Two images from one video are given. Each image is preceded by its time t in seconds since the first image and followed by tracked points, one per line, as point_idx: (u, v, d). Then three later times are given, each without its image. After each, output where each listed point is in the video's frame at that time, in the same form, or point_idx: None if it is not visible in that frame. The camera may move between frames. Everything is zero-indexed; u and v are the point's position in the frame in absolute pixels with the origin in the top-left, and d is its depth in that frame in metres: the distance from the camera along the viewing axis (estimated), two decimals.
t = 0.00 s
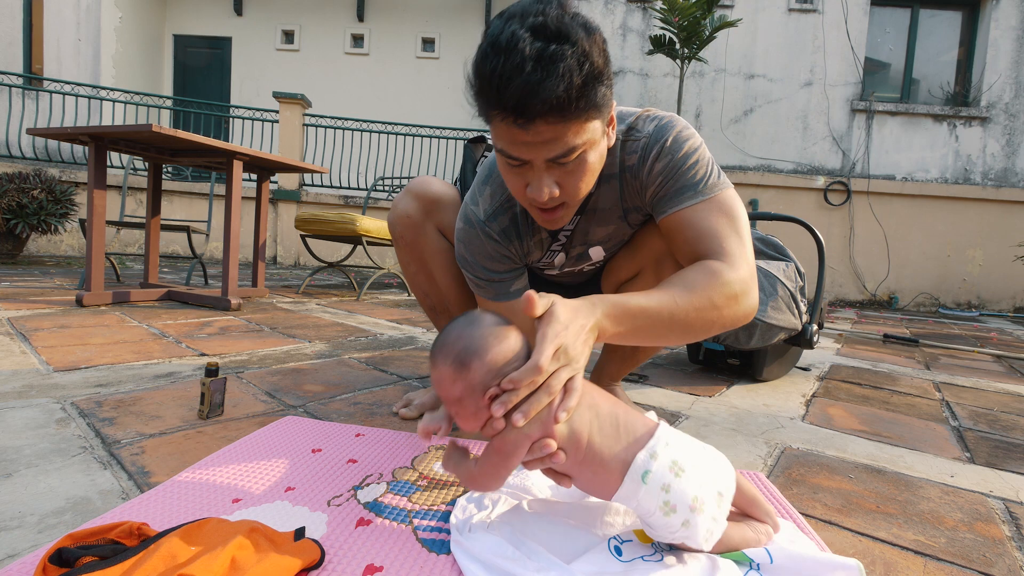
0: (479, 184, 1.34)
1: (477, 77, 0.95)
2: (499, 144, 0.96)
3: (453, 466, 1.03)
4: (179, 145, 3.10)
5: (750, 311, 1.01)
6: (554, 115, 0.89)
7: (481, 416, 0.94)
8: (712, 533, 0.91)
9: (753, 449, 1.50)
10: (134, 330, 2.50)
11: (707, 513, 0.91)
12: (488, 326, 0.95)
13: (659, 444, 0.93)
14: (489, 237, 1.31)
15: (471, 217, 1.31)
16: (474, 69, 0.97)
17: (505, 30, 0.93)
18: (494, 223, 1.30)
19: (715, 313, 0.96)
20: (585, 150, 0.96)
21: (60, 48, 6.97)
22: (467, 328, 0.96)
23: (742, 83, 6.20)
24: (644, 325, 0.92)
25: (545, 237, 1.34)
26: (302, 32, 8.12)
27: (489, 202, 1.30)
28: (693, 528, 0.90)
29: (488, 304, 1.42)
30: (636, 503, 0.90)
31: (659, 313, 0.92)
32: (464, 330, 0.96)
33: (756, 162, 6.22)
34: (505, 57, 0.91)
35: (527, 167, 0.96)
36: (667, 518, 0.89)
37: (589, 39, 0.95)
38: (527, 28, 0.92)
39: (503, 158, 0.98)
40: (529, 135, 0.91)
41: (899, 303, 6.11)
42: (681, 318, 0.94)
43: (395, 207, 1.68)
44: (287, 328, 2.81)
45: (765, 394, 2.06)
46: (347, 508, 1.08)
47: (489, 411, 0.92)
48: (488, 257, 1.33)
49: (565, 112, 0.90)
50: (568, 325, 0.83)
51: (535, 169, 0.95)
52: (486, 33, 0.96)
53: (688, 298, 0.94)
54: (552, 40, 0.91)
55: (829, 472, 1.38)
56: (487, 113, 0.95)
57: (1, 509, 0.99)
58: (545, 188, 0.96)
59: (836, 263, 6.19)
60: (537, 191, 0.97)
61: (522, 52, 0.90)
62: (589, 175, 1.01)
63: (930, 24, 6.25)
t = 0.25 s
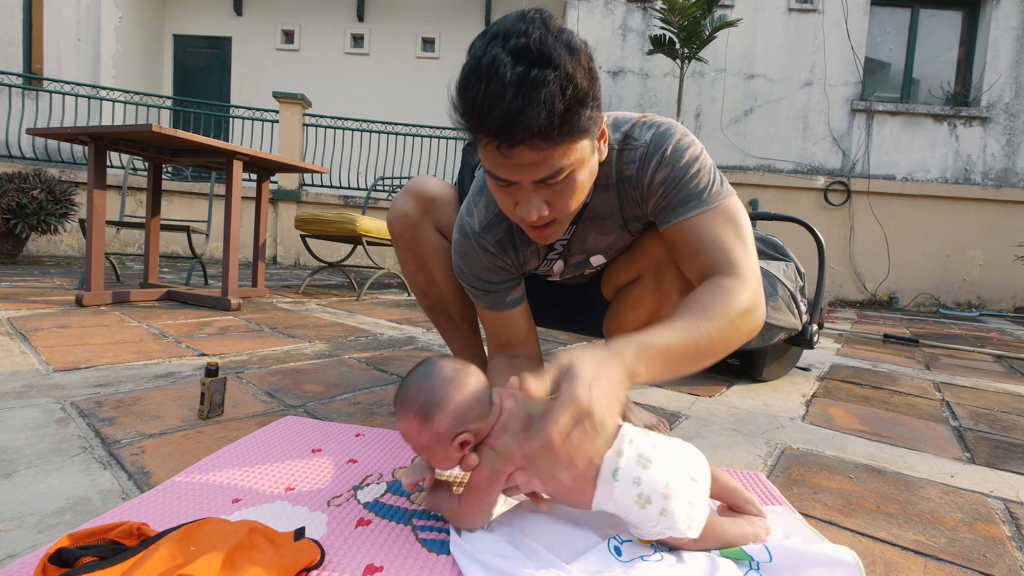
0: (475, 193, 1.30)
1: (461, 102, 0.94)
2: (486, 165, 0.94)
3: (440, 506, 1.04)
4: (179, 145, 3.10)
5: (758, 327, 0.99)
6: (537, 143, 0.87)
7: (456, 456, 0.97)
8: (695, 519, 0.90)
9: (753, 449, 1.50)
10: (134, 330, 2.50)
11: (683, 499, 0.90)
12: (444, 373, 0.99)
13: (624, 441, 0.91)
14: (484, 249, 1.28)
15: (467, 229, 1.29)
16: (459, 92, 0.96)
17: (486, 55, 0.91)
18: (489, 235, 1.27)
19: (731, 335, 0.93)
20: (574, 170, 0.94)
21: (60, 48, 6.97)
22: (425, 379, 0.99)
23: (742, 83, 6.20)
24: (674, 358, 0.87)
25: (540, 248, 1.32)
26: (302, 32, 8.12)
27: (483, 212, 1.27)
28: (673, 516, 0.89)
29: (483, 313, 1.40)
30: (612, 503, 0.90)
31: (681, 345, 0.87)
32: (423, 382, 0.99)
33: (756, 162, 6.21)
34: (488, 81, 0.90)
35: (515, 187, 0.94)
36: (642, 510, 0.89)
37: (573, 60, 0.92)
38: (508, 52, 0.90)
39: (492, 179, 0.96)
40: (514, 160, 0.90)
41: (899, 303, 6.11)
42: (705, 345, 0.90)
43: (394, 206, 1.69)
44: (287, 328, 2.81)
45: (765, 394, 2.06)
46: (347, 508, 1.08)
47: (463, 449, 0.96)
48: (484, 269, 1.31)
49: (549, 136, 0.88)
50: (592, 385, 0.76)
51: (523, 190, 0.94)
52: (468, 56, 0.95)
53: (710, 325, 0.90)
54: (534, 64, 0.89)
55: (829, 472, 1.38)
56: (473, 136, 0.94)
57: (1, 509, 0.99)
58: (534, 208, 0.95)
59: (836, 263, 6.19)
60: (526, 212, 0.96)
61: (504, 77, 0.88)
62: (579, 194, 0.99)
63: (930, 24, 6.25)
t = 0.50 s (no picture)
0: (471, 195, 1.29)
1: (455, 111, 0.94)
2: (481, 173, 0.94)
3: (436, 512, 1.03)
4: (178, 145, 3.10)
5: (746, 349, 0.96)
6: (530, 154, 0.87)
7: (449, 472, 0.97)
8: (676, 509, 0.94)
9: (753, 449, 1.50)
10: (134, 330, 2.50)
11: (662, 492, 0.93)
12: (426, 397, 0.99)
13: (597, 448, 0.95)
14: (479, 249, 1.27)
15: (461, 229, 1.27)
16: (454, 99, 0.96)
17: (481, 64, 0.91)
18: (484, 236, 1.26)
19: (717, 365, 0.90)
20: (570, 179, 0.93)
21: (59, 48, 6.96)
22: (407, 404, 0.98)
23: (742, 83, 6.19)
24: (663, 411, 0.86)
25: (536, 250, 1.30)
26: (302, 32, 8.12)
27: (478, 214, 1.25)
28: (654, 510, 0.93)
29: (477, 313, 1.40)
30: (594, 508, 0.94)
31: (668, 393, 0.86)
32: (405, 407, 0.98)
33: (756, 162, 6.21)
34: (481, 91, 0.89)
35: (509, 197, 0.94)
36: (624, 509, 0.93)
37: (569, 70, 0.91)
38: (503, 61, 0.89)
39: (486, 187, 0.96)
40: (508, 171, 0.89)
41: (899, 303, 6.11)
42: (691, 379, 0.88)
43: (392, 206, 1.69)
44: (287, 328, 2.81)
45: (765, 394, 2.06)
46: (347, 507, 1.08)
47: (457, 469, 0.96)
48: (477, 270, 1.30)
49: (543, 148, 0.87)
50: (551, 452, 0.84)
51: (518, 199, 0.94)
52: (463, 64, 0.94)
53: (695, 358, 0.88)
54: (529, 74, 0.88)
55: (829, 472, 1.38)
56: (468, 144, 0.94)
57: (1, 509, 0.99)
58: (530, 217, 0.95)
59: (836, 263, 6.19)
60: (522, 220, 0.96)
61: (498, 86, 0.88)
62: (575, 202, 0.98)
63: (930, 25, 6.25)
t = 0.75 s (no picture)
0: (465, 190, 1.30)
1: (444, 109, 0.95)
2: (469, 171, 0.95)
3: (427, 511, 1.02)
4: (179, 145, 3.10)
5: (713, 356, 0.94)
6: (515, 152, 0.87)
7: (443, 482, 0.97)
8: (667, 494, 0.98)
9: (753, 449, 1.50)
10: (134, 330, 2.50)
11: (651, 482, 0.98)
12: (435, 410, 0.98)
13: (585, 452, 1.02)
14: (469, 243, 1.27)
15: (453, 223, 1.28)
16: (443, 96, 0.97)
17: (469, 60, 0.91)
18: (474, 230, 1.26)
19: (675, 384, 0.90)
20: (558, 178, 0.93)
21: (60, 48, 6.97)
22: (415, 416, 0.98)
23: (742, 83, 6.19)
24: (618, 432, 0.88)
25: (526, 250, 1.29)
26: (302, 32, 8.12)
27: (469, 208, 1.25)
28: (646, 498, 0.97)
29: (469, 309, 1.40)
30: (591, 506, 0.98)
31: (630, 406, 0.87)
32: (413, 420, 0.98)
33: (756, 162, 6.22)
34: (469, 88, 0.90)
35: (497, 195, 0.95)
36: (618, 501, 0.97)
37: (556, 68, 0.90)
38: (491, 58, 0.90)
39: (475, 185, 0.97)
40: (494, 168, 0.90)
41: (899, 303, 6.11)
42: (645, 399, 0.88)
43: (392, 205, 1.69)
44: (287, 328, 2.81)
45: (765, 394, 2.06)
46: (347, 507, 1.08)
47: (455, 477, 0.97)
48: (465, 263, 1.29)
49: (529, 146, 0.87)
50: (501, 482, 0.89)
51: (506, 197, 0.94)
52: (451, 60, 0.95)
53: (648, 379, 0.88)
54: (516, 72, 0.88)
55: (829, 472, 1.38)
56: (456, 141, 0.95)
57: (1, 509, 0.99)
58: (518, 215, 0.95)
59: (836, 263, 6.19)
60: (510, 218, 0.96)
61: (485, 84, 0.88)
62: (564, 200, 0.98)
63: (930, 24, 6.25)
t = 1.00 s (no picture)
0: (461, 186, 1.31)
1: (440, 104, 0.95)
2: (465, 166, 0.95)
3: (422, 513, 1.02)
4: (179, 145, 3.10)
5: (710, 356, 0.94)
6: (511, 148, 0.88)
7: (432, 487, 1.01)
8: (659, 492, 0.98)
9: (753, 449, 1.50)
10: (134, 330, 2.50)
11: (642, 481, 0.99)
12: (417, 425, 1.03)
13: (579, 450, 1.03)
14: (465, 238, 1.28)
15: (449, 218, 1.29)
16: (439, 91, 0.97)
17: (465, 57, 0.91)
18: (470, 225, 1.27)
19: (667, 383, 0.90)
20: (553, 174, 0.94)
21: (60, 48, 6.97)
22: (400, 433, 1.02)
23: (742, 83, 6.20)
24: (609, 427, 0.89)
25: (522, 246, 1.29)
26: (302, 32, 8.12)
27: (465, 203, 1.27)
28: (637, 495, 0.98)
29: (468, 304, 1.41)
30: (583, 504, 0.99)
31: (624, 403, 0.88)
32: (399, 436, 1.02)
33: (757, 162, 6.22)
34: (464, 85, 0.90)
35: (493, 191, 0.95)
36: (610, 499, 0.98)
37: (551, 64, 0.90)
38: (486, 55, 0.90)
39: (470, 181, 0.97)
40: (489, 163, 0.90)
41: (899, 303, 6.11)
42: (635, 396, 0.89)
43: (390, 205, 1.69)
44: (287, 328, 2.81)
45: (765, 394, 2.06)
46: (347, 507, 1.08)
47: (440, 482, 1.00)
48: (462, 259, 1.31)
49: (524, 143, 0.88)
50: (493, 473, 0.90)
51: (501, 193, 0.94)
52: (448, 56, 0.95)
53: (643, 376, 0.89)
54: (511, 69, 0.89)
55: (829, 472, 1.38)
56: (452, 137, 0.95)
57: (1, 509, 0.99)
58: (512, 211, 0.96)
59: (836, 263, 6.19)
60: (505, 214, 0.97)
61: (479, 80, 0.88)
62: (559, 197, 0.98)
63: (930, 24, 6.25)
